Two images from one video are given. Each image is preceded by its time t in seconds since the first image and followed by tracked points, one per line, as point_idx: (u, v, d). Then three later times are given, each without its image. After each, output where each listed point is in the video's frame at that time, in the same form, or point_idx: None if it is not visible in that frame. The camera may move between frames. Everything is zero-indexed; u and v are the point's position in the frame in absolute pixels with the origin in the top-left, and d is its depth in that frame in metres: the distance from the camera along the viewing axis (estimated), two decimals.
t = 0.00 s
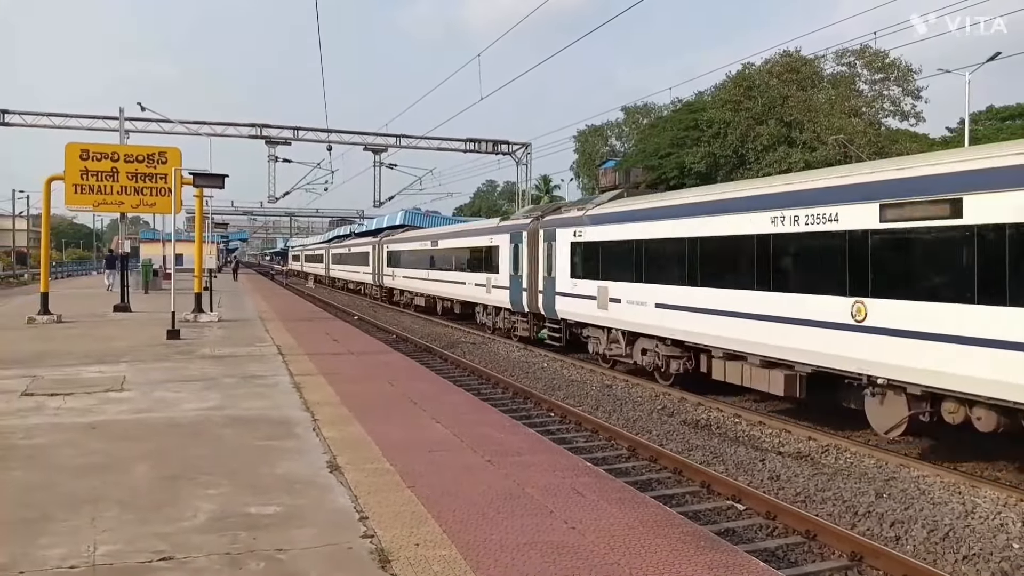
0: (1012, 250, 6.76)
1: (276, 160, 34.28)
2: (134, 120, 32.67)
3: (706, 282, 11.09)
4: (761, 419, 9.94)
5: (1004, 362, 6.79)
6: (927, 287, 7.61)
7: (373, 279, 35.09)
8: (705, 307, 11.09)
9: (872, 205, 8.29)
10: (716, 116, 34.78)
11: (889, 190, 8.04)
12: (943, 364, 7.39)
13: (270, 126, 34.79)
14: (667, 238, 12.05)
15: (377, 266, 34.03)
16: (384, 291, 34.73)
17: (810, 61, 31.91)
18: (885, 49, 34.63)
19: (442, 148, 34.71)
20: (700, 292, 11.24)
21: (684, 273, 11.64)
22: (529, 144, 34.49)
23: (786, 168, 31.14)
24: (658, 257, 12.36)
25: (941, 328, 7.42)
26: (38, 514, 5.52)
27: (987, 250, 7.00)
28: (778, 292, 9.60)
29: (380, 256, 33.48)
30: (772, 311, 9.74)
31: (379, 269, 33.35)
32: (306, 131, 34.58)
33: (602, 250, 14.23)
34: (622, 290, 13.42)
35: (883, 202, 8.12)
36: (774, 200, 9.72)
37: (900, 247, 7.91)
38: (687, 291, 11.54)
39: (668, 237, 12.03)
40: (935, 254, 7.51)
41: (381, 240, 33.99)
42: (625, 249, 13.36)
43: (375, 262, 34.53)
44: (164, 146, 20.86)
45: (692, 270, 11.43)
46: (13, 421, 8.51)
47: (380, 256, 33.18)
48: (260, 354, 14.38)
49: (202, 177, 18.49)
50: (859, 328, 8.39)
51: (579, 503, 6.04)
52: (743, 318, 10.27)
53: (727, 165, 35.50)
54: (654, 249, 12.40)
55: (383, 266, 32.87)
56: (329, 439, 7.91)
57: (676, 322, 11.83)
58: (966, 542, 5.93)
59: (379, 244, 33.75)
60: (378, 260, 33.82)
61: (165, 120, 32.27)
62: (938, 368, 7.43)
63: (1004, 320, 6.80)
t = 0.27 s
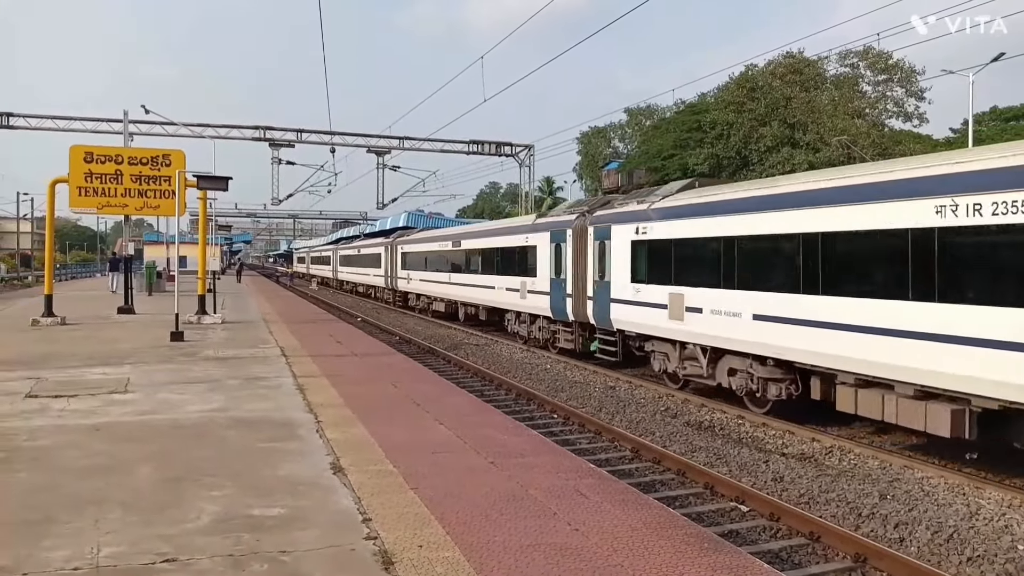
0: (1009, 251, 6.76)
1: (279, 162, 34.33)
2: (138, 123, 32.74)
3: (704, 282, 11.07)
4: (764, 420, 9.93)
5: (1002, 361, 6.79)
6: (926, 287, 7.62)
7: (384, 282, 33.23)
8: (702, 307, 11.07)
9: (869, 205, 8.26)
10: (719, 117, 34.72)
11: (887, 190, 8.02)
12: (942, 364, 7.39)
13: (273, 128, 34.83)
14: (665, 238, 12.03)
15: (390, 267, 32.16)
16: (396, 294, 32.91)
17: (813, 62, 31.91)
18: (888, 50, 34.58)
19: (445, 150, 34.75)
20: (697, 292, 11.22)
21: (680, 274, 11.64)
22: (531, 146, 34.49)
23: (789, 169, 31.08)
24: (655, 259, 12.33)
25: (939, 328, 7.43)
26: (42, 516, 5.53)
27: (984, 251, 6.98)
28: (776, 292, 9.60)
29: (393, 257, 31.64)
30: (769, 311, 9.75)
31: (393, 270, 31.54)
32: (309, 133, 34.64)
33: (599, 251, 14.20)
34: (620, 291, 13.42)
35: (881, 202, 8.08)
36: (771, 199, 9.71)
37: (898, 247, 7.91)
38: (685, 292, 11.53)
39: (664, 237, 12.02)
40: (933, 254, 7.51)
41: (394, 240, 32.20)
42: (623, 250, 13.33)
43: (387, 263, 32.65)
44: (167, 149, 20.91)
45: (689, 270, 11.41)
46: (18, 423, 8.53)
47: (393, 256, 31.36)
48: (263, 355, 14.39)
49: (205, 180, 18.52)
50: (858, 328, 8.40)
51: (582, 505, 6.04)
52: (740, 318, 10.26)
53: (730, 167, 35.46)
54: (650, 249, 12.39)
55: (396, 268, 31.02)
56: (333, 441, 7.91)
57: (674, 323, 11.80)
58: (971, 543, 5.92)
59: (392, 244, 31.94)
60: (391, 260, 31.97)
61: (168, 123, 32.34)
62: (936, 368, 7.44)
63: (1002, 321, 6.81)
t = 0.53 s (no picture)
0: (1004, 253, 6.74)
1: (278, 163, 34.33)
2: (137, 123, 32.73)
3: (705, 284, 11.02)
4: (764, 423, 9.93)
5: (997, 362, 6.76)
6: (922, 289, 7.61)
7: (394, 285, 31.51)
8: (702, 309, 11.05)
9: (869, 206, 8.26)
10: (718, 119, 34.71)
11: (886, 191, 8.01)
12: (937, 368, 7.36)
13: (273, 129, 34.84)
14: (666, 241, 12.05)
15: (400, 269, 30.45)
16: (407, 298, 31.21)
17: (813, 64, 31.96)
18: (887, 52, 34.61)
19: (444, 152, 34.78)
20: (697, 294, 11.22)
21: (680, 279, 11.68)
22: (531, 147, 34.50)
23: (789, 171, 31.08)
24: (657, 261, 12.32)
25: (938, 331, 7.39)
26: (41, 517, 5.53)
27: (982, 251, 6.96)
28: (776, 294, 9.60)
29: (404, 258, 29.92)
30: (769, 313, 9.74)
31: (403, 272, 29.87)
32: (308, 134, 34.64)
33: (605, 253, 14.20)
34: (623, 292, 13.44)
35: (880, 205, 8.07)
36: (773, 201, 9.70)
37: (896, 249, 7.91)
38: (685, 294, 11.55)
39: (667, 238, 11.99)
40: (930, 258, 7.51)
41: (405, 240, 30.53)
42: (626, 251, 13.39)
43: (397, 265, 30.97)
44: (167, 150, 20.91)
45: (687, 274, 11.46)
46: (17, 424, 8.53)
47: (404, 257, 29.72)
48: (263, 357, 14.38)
49: (205, 181, 18.52)
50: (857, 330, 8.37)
51: (581, 507, 6.04)
52: (740, 321, 10.25)
53: (730, 168, 35.49)
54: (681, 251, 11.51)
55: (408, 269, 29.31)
56: (332, 442, 7.91)
57: (674, 325, 11.81)
58: (970, 546, 5.91)
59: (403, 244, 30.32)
60: (401, 262, 30.25)
61: (168, 124, 32.34)
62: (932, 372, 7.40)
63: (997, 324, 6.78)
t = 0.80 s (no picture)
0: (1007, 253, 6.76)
1: (277, 163, 34.32)
2: (136, 122, 32.71)
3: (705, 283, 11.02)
4: (762, 423, 9.93)
5: (996, 361, 6.78)
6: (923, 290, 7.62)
7: (406, 287, 29.35)
8: (702, 309, 11.05)
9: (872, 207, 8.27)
10: (717, 119, 34.70)
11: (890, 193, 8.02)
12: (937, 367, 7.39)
13: (271, 129, 34.81)
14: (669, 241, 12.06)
15: (412, 270, 28.44)
16: (419, 302, 29.16)
17: (812, 64, 32.02)
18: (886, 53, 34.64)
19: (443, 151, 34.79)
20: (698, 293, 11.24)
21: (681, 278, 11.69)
22: (530, 147, 34.51)
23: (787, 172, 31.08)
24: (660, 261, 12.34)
25: (942, 332, 7.37)
26: (40, 516, 5.53)
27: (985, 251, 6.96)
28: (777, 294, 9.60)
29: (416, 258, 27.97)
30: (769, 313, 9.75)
31: (415, 274, 27.90)
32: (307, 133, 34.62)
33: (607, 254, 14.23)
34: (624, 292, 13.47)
35: (882, 205, 8.10)
36: (774, 200, 9.70)
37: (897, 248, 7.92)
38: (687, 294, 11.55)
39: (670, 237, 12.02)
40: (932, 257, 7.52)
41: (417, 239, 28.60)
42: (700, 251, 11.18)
43: (408, 265, 28.97)
44: (165, 149, 20.89)
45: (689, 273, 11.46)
46: (15, 423, 8.52)
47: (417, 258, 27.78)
48: (261, 356, 14.37)
49: (203, 180, 18.50)
50: (859, 330, 8.38)
51: (578, 507, 6.04)
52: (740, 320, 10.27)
53: (728, 168, 35.49)
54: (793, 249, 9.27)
55: (421, 271, 27.31)
56: (330, 442, 7.90)
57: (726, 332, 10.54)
58: (968, 547, 5.92)
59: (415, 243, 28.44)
60: (413, 262, 28.27)
61: (166, 123, 32.32)
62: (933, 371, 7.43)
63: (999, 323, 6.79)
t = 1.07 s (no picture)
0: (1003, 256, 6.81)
1: (278, 164, 34.33)
2: (136, 122, 32.72)
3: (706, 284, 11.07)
4: (762, 424, 9.93)
5: (993, 363, 6.85)
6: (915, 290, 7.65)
7: (406, 288, 29.36)
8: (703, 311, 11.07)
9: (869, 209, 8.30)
10: (717, 121, 34.69)
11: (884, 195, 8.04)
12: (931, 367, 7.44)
13: (272, 130, 34.81)
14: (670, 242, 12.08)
15: (429, 271, 26.16)
16: (435, 307, 26.77)
17: (812, 66, 32.03)
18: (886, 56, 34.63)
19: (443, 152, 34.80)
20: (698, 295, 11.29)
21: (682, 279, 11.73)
22: (530, 148, 34.53)
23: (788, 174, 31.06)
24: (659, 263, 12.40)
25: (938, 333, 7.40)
26: (40, 516, 5.53)
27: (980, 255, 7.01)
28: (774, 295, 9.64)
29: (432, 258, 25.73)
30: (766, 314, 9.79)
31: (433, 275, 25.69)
32: (307, 134, 34.62)
33: (607, 254, 14.27)
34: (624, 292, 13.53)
35: (878, 208, 8.09)
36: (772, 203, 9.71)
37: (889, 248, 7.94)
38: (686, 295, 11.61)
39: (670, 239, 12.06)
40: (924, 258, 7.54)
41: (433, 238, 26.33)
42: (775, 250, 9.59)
43: (423, 266, 26.70)
44: (166, 150, 20.91)
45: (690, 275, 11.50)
46: (16, 424, 8.51)
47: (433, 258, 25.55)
48: (261, 357, 14.36)
49: (204, 181, 18.51)
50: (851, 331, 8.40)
51: (579, 508, 6.05)
52: (737, 320, 10.30)
53: (728, 170, 35.47)
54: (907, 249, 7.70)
55: (439, 273, 25.01)
56: (330, 443, 7.91)
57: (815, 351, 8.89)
58: (969, 548, 5.92)
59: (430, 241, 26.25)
60: (430, 263, 25.99)
61: (166, 123, 32.30)
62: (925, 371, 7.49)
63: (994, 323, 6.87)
